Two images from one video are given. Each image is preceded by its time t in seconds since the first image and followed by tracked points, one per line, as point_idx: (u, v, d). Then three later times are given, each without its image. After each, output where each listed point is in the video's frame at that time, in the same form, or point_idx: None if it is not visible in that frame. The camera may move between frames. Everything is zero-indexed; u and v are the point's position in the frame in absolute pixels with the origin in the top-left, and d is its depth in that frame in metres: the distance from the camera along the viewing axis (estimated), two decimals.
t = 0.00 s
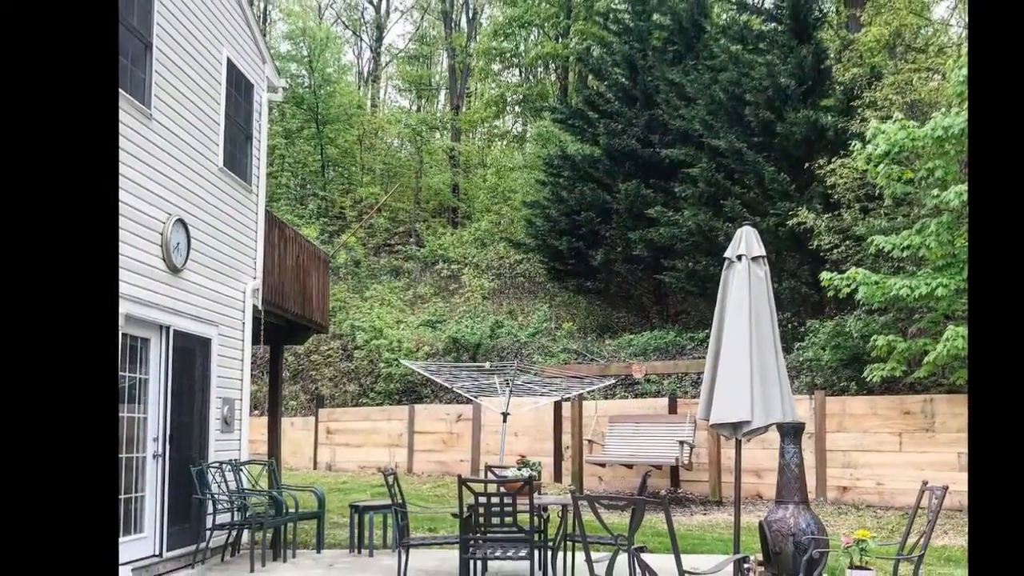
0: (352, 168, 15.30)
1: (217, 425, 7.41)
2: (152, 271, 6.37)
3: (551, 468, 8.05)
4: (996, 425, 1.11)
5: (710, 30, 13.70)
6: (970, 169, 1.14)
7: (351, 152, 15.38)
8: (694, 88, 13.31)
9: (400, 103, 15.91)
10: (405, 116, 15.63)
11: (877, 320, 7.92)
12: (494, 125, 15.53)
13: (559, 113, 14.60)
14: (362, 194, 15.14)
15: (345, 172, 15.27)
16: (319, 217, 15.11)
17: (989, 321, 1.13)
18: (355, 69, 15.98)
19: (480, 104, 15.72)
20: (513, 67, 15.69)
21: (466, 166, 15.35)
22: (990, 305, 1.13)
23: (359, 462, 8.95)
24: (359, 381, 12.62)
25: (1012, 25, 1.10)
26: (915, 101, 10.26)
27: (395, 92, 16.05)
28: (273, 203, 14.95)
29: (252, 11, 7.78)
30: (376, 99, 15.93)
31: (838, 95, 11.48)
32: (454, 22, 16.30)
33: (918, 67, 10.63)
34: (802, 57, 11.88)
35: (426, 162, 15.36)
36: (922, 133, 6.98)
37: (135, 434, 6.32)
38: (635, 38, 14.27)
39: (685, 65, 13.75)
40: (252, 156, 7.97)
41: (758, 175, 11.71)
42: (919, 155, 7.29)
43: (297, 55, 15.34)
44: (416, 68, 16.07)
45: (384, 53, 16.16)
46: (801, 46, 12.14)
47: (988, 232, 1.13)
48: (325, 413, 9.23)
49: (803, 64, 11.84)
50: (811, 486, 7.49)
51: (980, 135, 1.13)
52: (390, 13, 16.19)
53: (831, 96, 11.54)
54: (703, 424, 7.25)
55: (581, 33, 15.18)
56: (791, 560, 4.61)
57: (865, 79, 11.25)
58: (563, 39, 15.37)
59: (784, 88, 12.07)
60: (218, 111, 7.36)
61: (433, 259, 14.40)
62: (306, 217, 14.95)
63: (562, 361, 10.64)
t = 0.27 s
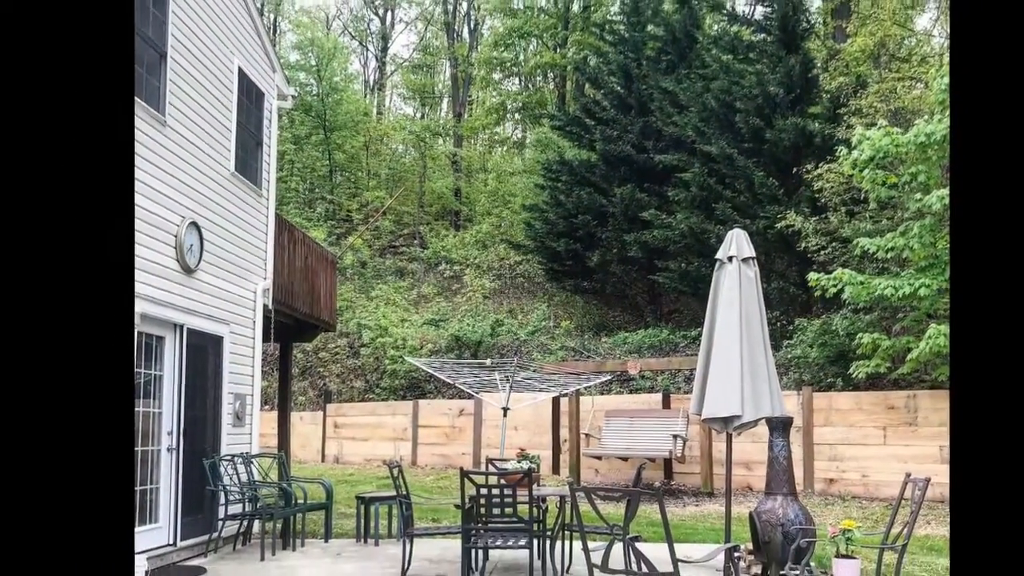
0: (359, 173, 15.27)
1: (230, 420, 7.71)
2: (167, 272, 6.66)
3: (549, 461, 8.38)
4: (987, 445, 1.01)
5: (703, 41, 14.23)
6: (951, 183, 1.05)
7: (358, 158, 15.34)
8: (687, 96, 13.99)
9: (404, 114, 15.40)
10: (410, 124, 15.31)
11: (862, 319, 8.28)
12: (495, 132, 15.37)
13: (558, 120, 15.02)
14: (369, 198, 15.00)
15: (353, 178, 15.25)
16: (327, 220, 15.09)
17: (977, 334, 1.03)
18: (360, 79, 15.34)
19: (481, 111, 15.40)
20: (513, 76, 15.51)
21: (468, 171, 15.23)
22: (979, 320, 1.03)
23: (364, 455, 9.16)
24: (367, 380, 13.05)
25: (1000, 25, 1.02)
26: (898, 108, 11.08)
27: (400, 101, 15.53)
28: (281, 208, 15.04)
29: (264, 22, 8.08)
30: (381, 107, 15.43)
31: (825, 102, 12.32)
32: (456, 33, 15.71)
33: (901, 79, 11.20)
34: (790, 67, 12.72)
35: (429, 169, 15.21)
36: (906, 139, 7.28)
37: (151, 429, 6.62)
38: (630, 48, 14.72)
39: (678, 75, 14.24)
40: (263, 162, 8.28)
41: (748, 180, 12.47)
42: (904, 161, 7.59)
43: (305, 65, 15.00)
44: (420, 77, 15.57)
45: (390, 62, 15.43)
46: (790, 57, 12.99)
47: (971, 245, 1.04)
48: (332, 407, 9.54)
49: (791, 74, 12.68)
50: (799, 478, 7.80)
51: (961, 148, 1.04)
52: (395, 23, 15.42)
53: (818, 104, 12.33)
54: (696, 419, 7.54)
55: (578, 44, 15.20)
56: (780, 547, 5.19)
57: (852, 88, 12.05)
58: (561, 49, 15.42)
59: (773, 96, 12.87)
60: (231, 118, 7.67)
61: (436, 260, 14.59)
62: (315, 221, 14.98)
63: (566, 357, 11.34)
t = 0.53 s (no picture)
0: (365, 178, 15.98)
1: (242, 414, 8.05)
2: (183, 273, 6.98)
3: (548, 454, 8.71)
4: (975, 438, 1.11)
5: (695, 51, 14.37)
6: (935, 182, 1.14)
7: (365, 162, 16.01)
8: (679, 104, 14.31)
9: (409, 120, 16.09)
10: (415, 131, 15.94)
11: (848, 317, 8.66)
12: (496, 137, 16.02)
13: (556, 127, 15.44)
14: (374, 202, 15.81)
15: (359, 183, 15.93)
16: (335, 223, 15.80)
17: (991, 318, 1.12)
18: (368, 88, 16.00)
19: (482, 119, 16.11)
20: (512, 85, 15.89)
21: (469, 176, 15.99)
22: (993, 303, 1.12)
23: (371, 448, 9.49)
24: (374, 375, 13.77)
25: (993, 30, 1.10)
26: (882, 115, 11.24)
27: (404, 108, 16.22)
28: (292, 209, 15.54)
29: (273, 32, 8.41)
30: (387, 115, 16.12)
31: (811, 110, 12.60)
32: (459, 44, 15.94)
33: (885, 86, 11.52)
34: (778, 76, 13.05)
35: (432, 173, 15.95)
36: (890, 146, 7.62)
37: (167, 422, 6.94)
38: (626, 58, 14.84)
39: (671, 84, 14.59)
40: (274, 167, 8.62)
41: (739, 185, 12.87)
42: (887, 166, 7.92)
43: (314, 74, 15.69)
44: (424, 86, 16.29)
45: (395, 72, 15.91)
46: (777, 66, 13.28)
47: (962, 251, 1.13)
48: (340, 402, 9.85)
49: (778, 82, 13.02)
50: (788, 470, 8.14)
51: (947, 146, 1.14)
52: (400, 34, 15.59)
53: (805, 112, 12.64)
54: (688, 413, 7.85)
55: (575, 53, 15.17)
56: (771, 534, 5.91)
57: (836, 96, 12.29)
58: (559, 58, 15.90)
59: (762, 105, 13.23)
60: (243, 126, 8.01)
61: (440, 261, 15.27)
62: (322, 223, 15.62)
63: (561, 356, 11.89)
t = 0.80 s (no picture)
0: (371, 182, 16.92)
1: (254, 409, 8.41)
2: (198, 274, 7.32)
3: (547, 447, 9.09)
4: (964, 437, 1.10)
5: (687, 62, 14.84)
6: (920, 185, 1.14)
7: (371, 168, 17.02)
8: (672, 111, 14.56)
9: (413, 126, 17.59)
10: (420, 137, 17.38)
11: (833, 316, 9.08)
12: (497, 144, 17.04)
13: (553, 134, 15.92)
14: (380, 206, 16.69)
15: (366, 187, 16.88)
16: (343, 226, 16.77)
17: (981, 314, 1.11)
18: (374, 95, 17.49)
19: (484, 126, 17.22)
20: (513, 94, 17.19)
21: (471, 181, 16.94)
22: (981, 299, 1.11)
23: (377, 442, 9.92)
24: (379, 371, 14.35)
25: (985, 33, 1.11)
26: (866, 122, 11.48)
27: (409, 115, 17.65)
28: (303, 212, 16.68)
29: (283, 42, 8.78)
30: (392, 122, 17.56)
31: (799, 118, 13.02)
32: (461, 55, 17.87)
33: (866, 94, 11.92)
34: (767, 84, 13.34)
35: (437, 177, 17.03)
36: (873, 152, 7.99)
37: (182, 417, 7.28)
38: (620, 68, 15.46)
39: (664, 93, 14.93)
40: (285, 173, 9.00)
41: (728, 189, 13.09)
42: (871, 172, 8.28)
43: (323, 83, 16.88)
44: (428, 94, 17.68)
45: (400, 81, 17.72)
46: (766, 76, 13.56)
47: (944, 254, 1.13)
48: (348, 397, 10.26)
49: (767, 92, 13.30)
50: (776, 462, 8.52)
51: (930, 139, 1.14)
52: (404, 45, 17.80)
53: (793, 120, 13.04)
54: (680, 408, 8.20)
55: (572, 64, 16.51)
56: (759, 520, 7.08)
57: (823, 103, 12.56)
58: (557, 69, 16.76)
59: (751, 112, 13.42)
60: (254, 132, 8.35)
61: (443, 262, 16.08)
62: (332, 226, 16.61)
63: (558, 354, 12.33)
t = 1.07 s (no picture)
0: (378, 188, 17.61)
1: (265, 403, 8.80)
2: (213, 275, 7.68)
3: (545, 440, 9.49)
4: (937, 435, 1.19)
5: (679, 71, 15.18)
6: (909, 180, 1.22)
7: (378, 174, 17.71)
8: (665, 119, 14.85)
9: (417, 134, 18.15)
10: (422, 145, 17.88)
11: (818, 315, 9.52)
12: (498, 151, 17.45)
13: (552, 142, 16.16)
14: (386, 210, 17.31)
15: (373, 192, 17.59)
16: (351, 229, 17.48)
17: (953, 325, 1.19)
18: (378, 104, 18.10)
19: (485, 134, 17.64)
20: (513, 103, 17.54)
21: (474, 185, 17.37)
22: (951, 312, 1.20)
23: (382, 434, 10.36)
24: (386, 367, 14.93)
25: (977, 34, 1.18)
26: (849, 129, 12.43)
27: (413, 123, 18.17)
28: (312, 216, 17.30)
29: (293, 54, 9.18)
30: (398, 130, 18.08)
31: (785, 125, 13.32)
32: (464, 65, 18.24)
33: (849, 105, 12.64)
34: (755, 94, 13.71)
35: (440, 183, 17.57)
36: (857, 158, 8.36)
37: (196, 411, 7.65)
38: (615, 79, 15.95)
39: (657, 102, 15.31)
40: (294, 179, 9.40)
41: (719, 194, 13.47)
42: (855, 177, 8.65)
43: (332, 93, 17.67)
44: (432, 103, 18.19)
45: (405, 91, 18.24)
46: (754, 85, 13.91)
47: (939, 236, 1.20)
48: (356, 392, 10.75)
49: (755, 100, 13.70)
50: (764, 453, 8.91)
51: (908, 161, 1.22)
52: (410, 57, 18.32)
53: (779, 128, 13.36)
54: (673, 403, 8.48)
55: (570, 74, 16.78)
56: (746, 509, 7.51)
57: (810, 113, 13.03)
58: (555, 79, 17.05)
59: (740, 121, 13.75)
60: (266, 141, 8.75)
61: (446, 263, 16.59)
62: (340, 228, 17.31)
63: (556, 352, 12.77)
